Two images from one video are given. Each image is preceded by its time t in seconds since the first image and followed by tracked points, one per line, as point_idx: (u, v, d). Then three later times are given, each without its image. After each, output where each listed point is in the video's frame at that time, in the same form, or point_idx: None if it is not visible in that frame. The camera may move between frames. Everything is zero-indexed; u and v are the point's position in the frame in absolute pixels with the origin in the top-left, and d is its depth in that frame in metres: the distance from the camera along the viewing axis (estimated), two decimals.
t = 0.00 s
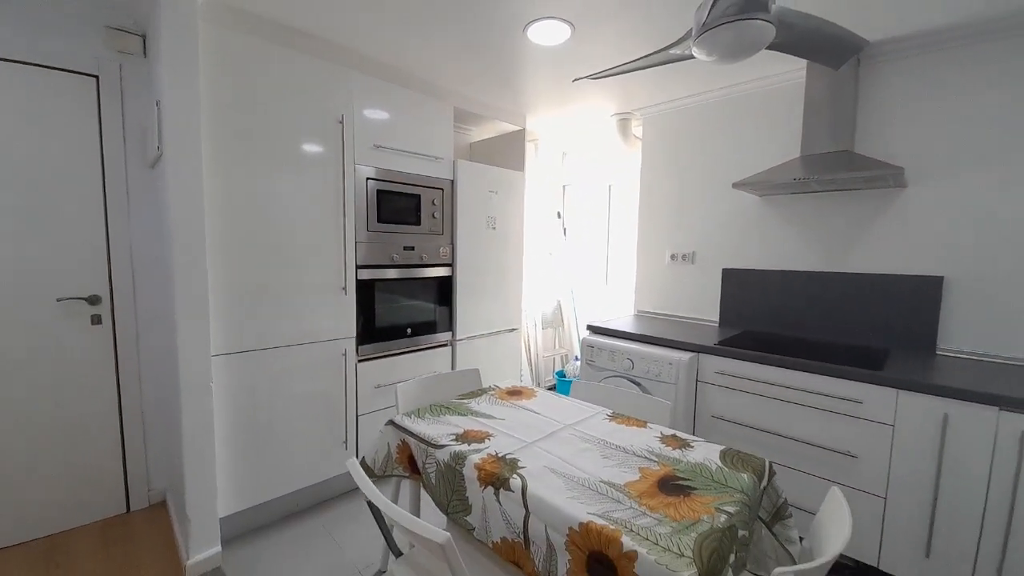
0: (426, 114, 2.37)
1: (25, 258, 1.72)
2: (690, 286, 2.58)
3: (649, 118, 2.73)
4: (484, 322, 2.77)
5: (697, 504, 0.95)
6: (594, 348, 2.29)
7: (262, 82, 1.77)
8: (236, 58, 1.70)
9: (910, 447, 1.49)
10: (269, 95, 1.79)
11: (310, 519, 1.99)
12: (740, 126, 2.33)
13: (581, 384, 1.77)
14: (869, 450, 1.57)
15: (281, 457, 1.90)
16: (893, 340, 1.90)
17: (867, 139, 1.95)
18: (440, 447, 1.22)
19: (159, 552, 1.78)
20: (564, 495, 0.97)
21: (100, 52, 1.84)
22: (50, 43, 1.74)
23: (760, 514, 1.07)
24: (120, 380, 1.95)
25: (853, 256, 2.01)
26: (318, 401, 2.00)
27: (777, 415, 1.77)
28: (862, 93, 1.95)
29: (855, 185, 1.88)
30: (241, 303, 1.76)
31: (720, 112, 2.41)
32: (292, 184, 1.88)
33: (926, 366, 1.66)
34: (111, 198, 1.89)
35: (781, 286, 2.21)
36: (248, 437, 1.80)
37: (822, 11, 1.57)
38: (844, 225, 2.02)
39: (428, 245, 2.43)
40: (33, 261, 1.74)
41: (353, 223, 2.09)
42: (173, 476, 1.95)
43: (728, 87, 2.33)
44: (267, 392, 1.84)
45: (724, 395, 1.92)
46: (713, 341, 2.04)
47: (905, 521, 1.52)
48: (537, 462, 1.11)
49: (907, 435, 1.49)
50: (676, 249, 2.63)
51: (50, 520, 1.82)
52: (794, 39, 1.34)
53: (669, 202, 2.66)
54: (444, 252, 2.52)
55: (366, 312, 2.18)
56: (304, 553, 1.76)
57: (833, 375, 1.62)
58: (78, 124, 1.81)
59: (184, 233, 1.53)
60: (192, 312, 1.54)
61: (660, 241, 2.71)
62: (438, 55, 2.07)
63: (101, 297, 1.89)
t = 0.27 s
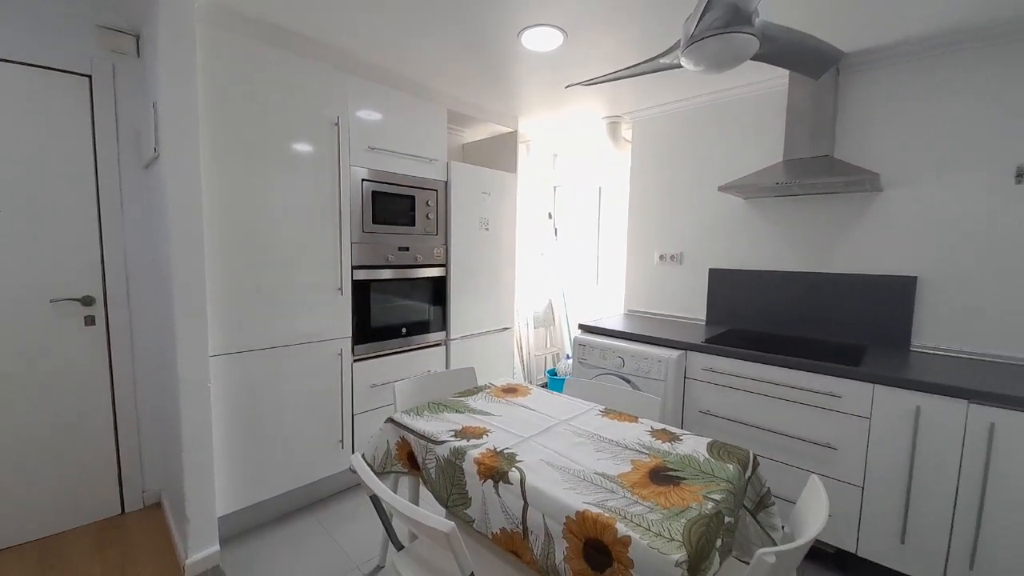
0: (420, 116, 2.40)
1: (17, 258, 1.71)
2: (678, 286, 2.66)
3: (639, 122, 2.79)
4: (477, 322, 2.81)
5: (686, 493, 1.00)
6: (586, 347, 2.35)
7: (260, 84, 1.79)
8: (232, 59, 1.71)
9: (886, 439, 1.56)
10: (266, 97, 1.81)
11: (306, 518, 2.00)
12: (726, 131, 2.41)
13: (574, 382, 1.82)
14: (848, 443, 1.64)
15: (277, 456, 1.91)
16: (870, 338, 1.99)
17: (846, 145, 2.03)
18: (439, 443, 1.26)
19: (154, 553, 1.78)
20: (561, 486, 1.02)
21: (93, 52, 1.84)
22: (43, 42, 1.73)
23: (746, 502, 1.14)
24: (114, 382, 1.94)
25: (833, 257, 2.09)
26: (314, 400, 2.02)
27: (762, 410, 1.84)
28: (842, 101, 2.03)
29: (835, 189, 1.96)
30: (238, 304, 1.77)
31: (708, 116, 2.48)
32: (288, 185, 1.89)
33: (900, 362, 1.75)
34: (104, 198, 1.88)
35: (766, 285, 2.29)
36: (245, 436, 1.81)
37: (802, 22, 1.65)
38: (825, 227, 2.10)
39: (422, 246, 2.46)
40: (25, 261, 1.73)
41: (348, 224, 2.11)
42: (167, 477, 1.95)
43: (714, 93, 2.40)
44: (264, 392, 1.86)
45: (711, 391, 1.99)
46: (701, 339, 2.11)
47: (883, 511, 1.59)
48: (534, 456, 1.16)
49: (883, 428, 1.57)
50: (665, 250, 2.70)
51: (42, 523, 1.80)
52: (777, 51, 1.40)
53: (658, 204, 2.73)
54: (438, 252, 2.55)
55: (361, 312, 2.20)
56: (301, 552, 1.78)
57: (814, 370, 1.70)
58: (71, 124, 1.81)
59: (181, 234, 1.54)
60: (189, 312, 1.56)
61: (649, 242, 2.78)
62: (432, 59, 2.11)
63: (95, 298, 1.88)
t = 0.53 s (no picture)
0: (420, 119, 2.45)
1: (30, 259, 1.77)
2: (673, 286, 2.73)
3: (634, 125, 2.86)
4: (476, 321, 2.87)
5: (676, 481, 1.07)
6: (583, 345, 2.41)
7: (267, 91, 1.85)
8: (237, 67, 1.76)
9: (871, 433, 1.62)
10: (272, 103, 1.87)
11: (310, 512, 2.06)
12: (719, 134, 2.47)
13: (572, 378, 1.88)
14: (835, 436, 1.70)
15: (282, 452, 1.96)
16: (859, 336, 2.05)
17: (834, 148, 2.08)
18: (442, 436, 1.32)
19: (164, 545, 1.84)
20: (558, 475, 1.08)
21: (103, 59, 1.89)
22: (53, 49, 1.78)
23: (733, 492, 1.20)
24: (124, 379, 2.00)
25: (823, 257, 2.15)
26: (317, 398, 2.07)
27: (752, 405, 1.90)
28: (830, 104, 2.07)
29: (823, 192, 2.02)
30: (245, 303, 1.83)
31: (701, 120, 2.54)
32: (294, 189, 1.95)
33: (885, 359, 1.81)
34: (115, 201, 1.94)
35: (757, 285, 2.36)
36: (251, 432, 1.87)
37: (788, 31, 1.71)
38: (814, 228, 2.16)
39: (422, 247, 2.52)
40: (39, 262, 1.78)
41: (351, 226, 2.17)
42: (176, 472, 2.01)
43: (706, 98, 2.47)
44: (270, 389, 1.91)
45: (704, 388, 2.05)
46: (694, 337, 2.18)
47: (868, 502, 1.64)
48: (532, 448, 1.22)
49: (867, 422, 1.62)
50: (660, 250, 2.76)
51: (55, 516, 1.86)
52: (764, 62, 1.46)
53: (653, 206, 2.79)
54: (439, 253, 2.61)
55: (364, 312, 2.25)
56: (306, 545, 1.83)
57: (801, 367, 1.76)
58: (82, 130, 1.86)
59: (191, 235, 1.59)
60: (198, 312, 1.61)
61: (645, 243, 2.84)
62: (432, 64, 2.16)
63: (106, 299, 1.94)
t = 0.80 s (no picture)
0: (428, 122, 2.54)
1: (63, 257, 1.88)
2: (674, 284, 2.79)
3: (637, 127, 2.92)
4: (483, 317, 2.95)
5: (669, 463, 1.14)
6: (586, 341, 2.49)
7: (283, 97, 1.94)
8: (255, 73, 1.85)
9: (863, 425, 1.67)
10: (288, 108, 1.96)
11: (323, 499, 2.15)
12: (719, 135, 2.53)
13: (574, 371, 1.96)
14: (828, 427, 1.75)
15: (297, 441, 2.06)
16: (855, 332, 2.10)
17: (832, 148, 2.12)
18: (451, 423, 1.41)
19: (187, 527, 1.94)
20: (559, 457, 1.16)
21: (129, 68, 2.00)
22: (83, 59, 1.89)
23: (725, 476, 1.27)
24: (148, 371, 2.11)
25: (820, 255, 2.19)
26: (330, 389, 2.16)
27: (749, 398, 1.96)
28: (828, 105, 2.11)
29: (820, 191, 2.07)
30: (263, 299, 1.92)
31: (702, 121, 2.60)
32: (308, 189, 2.04)
33: (880, 354, 1.86)
34: (139, 202, 2.05)
35: (757, 282, 2.41)
36: (268, 421, 1.96)
37: (784, 34, 1.76)
38: (812, 226, 2.21)
39: (430, 245, 2.60)
40: (70, 260, 1.89)
41: (363, 225, 2.26)
42: (197, 460, 2.11)
43: (706, 100, 2.53)
44: (285, 380, 2.01)
45: (703, 382, 2.12)
46: (694, 333, 2.24)
47: (861, 493, 1.69)
48: (535, 433, 1.30)
49: (859, 414, 1.67)
50: (662, 249, 2.83)
51: (85, 499, 1.98)
52: (758, 69, 1.53)
53: (655, 206, 2.86)
54: (446, 251, 2.69)
55: (374, 308, 2.34)
56: (320, 530, 1.93)
57: (795, 360, 1.82)
58: (109, 135, 1.96)
59: (212, 234, 1.68)
60: (219, 306, 1.70)
61: (647, 242, 2.91)
62: (440, 68, 2.24)
63: (131, 294, 2.05)
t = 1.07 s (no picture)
0: (443, 125, 2.63)
1: (105, 255, 2.02)
2: (682, 281, 2.84)
3: (646, 127, 2.98)
4: (495, 313, 3.04)
5: (670, 447, 1.22)
6: (595, 336, 2.56)
7: (307, 103, 2.05)
8: (281, 82, 1.96)
9: (864, 417, 1.71)
10: (311, 113, 2.07)
11: (343, 484, 2.27)
12: (727, 134, 2.57)
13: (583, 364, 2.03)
14: (830, 420, 1.80)
15: (319, 428, 2.18)
16: (861, 327, 2.13)
17: (837, 147, 2.16)
18: (465, 409, 1.50)
19: (218, 507, 2.08)
20: (566, 440, 1.25)
21: (164, 78, 2.13)
22: (123, 70, 2.03)
23: (725, 461, 1.34)
24: (181, 361, 2.25)
25: (826, 253, 2.23)
26: (350, 381, 2.28)
27: (753, 391, 2.02)
28: (834, 104, 2.14)
29: (824, 190, 2.11)
30: (288, 294, 2.04)
31: (710, 121, 2.64)
32: (330, 190, 2.16)
33: (884, 349, 1.89)
34: (174, 204, 2.18)
35: (763, 279, 2.45)
36: (293, 409, 2.08)
37: (785, 43, 1.83)
38: (818, 224, 2.24)
39: (444, 243, 2.70)
40: (112, 257, 2.04)
41: (381, 224, 2.37)
42: (227, 446, 2.25)
43: (715, 100, 2.57)
44: (308, 371, 2.12)
45: (709, 375, 2.17)
46: (701, 329, 2.30)
47: (862, 483, 1.73)
48: (544, 419, 1.39)
49: (860, 407, 1.72)
50: (671, 247, 2.88)
51: (126, 480, 2.13)
52: (760, 73, 1.59)
53: (663, 204, 2.91)
54: (460, 249, 2.79)
55: (391, 303, 2.45)
56: (341, 512, 2.04)
57: (799, 355, 1.87)
58: (146, 140, 2.10)
59: (242, 233, 1.80)
60: (249, 300, 1.82)
61: (657, 240, 2.96)
62: (454, 73, 2.33)
63: (166, 290, 2.19)
